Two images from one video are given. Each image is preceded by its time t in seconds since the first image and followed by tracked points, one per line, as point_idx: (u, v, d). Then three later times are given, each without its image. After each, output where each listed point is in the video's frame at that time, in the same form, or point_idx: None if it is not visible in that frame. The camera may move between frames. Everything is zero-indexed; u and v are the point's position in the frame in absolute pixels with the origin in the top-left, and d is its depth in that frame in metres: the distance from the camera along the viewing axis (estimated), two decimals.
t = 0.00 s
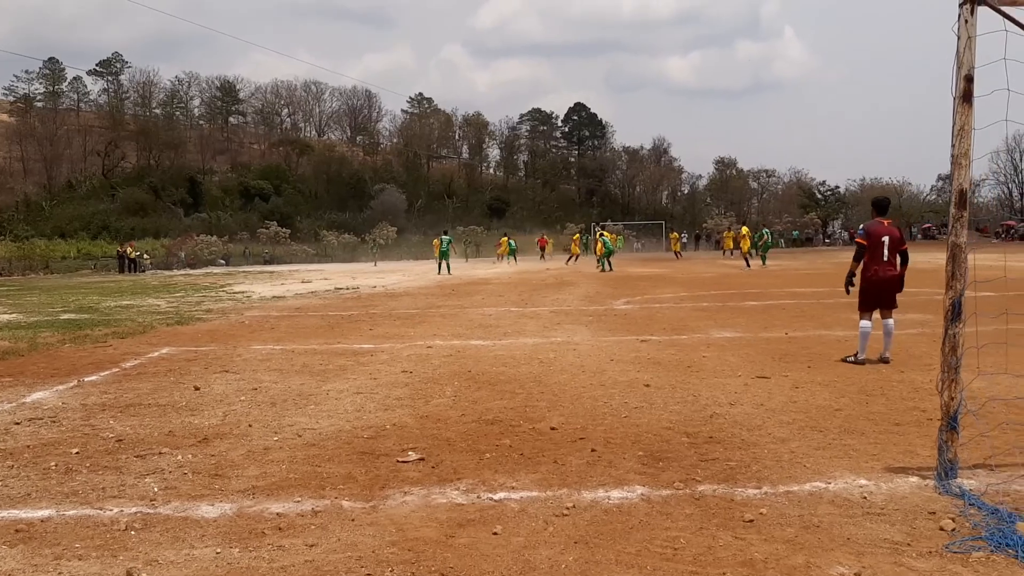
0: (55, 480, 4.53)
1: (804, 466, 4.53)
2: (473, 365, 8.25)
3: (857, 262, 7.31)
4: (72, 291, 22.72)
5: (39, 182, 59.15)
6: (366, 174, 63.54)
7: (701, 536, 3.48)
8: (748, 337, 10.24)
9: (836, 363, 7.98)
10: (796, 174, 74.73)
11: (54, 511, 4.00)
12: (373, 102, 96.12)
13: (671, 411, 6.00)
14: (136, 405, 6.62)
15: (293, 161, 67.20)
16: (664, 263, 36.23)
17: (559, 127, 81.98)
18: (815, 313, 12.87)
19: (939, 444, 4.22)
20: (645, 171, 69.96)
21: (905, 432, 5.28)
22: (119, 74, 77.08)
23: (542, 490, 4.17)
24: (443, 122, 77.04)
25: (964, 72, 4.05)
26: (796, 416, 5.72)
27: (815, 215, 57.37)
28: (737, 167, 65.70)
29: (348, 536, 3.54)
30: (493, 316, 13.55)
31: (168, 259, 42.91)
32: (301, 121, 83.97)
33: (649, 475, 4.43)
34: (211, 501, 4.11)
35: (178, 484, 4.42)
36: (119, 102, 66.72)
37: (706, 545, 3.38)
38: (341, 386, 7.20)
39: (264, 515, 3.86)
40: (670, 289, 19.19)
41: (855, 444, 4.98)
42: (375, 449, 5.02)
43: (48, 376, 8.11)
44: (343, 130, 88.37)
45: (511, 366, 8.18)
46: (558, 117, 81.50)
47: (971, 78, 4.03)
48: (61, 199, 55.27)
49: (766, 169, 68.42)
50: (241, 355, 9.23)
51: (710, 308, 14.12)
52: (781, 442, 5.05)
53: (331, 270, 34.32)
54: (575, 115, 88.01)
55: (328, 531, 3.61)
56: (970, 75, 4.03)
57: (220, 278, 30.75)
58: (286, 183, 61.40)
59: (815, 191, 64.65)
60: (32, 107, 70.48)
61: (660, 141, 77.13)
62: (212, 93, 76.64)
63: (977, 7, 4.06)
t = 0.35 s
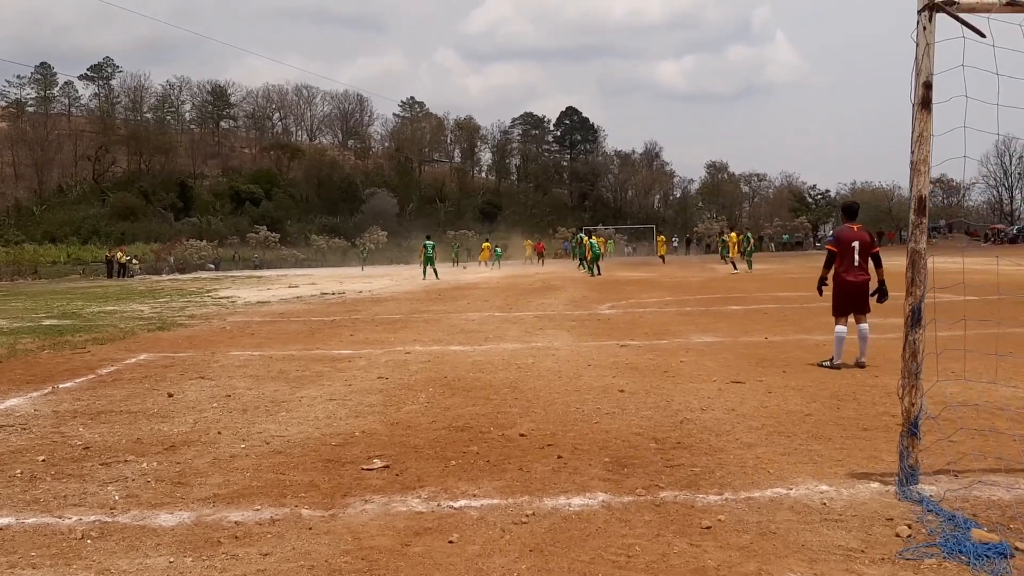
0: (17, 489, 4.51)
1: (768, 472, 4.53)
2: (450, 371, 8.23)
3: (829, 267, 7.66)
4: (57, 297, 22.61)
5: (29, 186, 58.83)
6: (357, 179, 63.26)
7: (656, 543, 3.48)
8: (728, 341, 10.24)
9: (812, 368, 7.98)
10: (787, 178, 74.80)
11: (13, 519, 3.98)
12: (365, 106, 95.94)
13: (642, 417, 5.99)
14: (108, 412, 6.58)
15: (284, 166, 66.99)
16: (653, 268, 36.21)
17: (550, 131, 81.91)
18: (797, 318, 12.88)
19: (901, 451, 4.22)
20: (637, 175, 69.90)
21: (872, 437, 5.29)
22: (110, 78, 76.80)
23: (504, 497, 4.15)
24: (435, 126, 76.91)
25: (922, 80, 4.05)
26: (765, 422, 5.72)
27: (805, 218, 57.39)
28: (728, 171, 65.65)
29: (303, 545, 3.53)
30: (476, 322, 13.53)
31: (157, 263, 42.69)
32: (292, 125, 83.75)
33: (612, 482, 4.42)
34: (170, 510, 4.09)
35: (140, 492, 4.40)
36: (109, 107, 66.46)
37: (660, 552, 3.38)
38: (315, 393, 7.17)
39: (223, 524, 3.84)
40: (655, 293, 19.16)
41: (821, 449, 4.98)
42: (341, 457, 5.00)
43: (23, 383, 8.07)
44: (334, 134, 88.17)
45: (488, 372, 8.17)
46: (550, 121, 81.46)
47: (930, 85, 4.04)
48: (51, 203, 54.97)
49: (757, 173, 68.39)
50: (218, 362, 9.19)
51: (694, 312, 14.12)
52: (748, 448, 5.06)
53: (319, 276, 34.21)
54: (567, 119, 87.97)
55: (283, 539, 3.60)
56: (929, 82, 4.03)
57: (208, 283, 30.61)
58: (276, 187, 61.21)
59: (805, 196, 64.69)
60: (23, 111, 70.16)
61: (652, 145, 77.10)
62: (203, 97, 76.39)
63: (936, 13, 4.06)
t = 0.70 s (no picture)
0: None
1: (732, 473, 4.58)
2: (430, 373, 8.27)
3: (806, 269, 7.74)
4: (47, 300, 22.59)
5: (23, 189, 58.72)
6: (351, 182, 63.15)
7: (614, 543, 3.53)
8: (710, 343, 10.31)
9: (791, 369, 8.04)
10: (781, 180, 74.81)
11: None
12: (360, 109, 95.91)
13: (615, 418, 6.04)
14: (87, 414, 6.61)
15: (278, 168, 67.00)
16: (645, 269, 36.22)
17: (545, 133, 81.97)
18: (781, 319, 12.96)
19: (863, 452, 4.27)
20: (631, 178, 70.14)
21: (841, 438, 5.33)
22: (104, 81, 76.73)
23: (470, 498, 4.19)
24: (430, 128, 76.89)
25: (882, 85, 4.10)
26: (736, 423, 5.79)
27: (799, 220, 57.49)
28: (722, 174, 65.79)
29: (264, 546, 3.58)
30: (462, 324, 13.56)
31: (150, 266, 42.61)
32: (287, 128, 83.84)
33: (579, 483, 4.47)
34: (137, 511, 4.12)
35: (110, 493, 4.44)
36: (104, 109, 66.40)
37: (617, 552, 3.42)
38: (295, 395, 7.20)
39: (188, 526, 3.87)
40: (643, 295, 19.23)
41: (789, 451, 5.03)
42: (312, 459, 5.02)
43: (5, 385, 8.10)
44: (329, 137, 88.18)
45: (469, 374, 8.21)
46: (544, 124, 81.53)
47: (889, 90, 4.10)
48: (45, 206, 54.92)
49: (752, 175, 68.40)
50: (201, 364, 9.24)
51: (680, 314, 14.20)
52: (716, 449, 5.10)
53: (311, 278, 34.20)
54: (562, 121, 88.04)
55: (246, 540, 3.64)
56: (888, 88, 4.09)
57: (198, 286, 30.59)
58: (270, 190, 61.12)
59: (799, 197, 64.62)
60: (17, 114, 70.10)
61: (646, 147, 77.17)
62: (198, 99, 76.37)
63: (894, 19, 4.11)
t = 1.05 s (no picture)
0: None
1: (697, 472, 4.64)
2: (410, 373, 8.32)
3: (783, 270, 7.75)
4: (36, 301, 22.57)
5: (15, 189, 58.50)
6: (344, 182, 63.13)
7: (572, 540, 3.57)
8: (691, 343, 10.39)
9: (768, 369, 8.09)
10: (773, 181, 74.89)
11: None
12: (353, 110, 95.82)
13: (588, 418, 6.09)
14: (66, 414, 6.64)
15: (271, 168, 66.89)
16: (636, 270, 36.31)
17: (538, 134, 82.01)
18: (764, 319, 13.04)
19: (824, 449, 4.32)
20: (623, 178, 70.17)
21: (808, 437, 5.40)
22: (97, 82, 76.54)
23: (436, 497, 4.23)
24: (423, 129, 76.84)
25: (839, 89, 4.17)
26: (707, 422, 5.85)
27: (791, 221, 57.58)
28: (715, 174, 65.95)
29: (227, 545, 3.62)
30: (448, 324, 13.63)
31: (141, 266, 42.52)
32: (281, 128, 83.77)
33: (545, 482, 4.51)
34: (105, 511, 4.16)
35: (79, 493, 4.48)
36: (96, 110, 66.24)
37: (574, 549, 3.47)
38: (273, 396, 7.24)
39: (155, 524, 3.92)
40: (630, 295, 19.30)
41: (755, 449, 5.10)
42: (283, 459, 5.05)
43: None
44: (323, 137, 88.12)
45: (448, 374, 8.27)
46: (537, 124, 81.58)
47: (847, 94, 4.16)
48: (38, 207, 54.76)
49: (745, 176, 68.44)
50: (184, 364, 9.29)
51: (665, 314, 14.30)
52: (685, 448, 5.17)
53: (302, 278, 34.19)
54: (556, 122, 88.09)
55: (211, 539, 3.69)
56: (846, 91, 4.15)
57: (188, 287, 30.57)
58: (264, 190, 60.95)
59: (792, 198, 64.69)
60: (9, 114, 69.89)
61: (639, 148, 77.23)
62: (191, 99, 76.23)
63: (852, 24, 4.18)
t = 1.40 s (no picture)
0: None
1: (669, 470, 4.65)
2: (393, 373, 8.31)
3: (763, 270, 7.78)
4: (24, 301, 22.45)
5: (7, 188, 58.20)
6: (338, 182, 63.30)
7: (538, 538, 3.57)
8: (675, 342, 10.40)
9: (750, 368, 8.08)
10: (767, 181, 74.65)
11: None
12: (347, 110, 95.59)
13: (566, 417, 6.10)
14: (43, 415, 6.62)
15: (265, 168, 66.70)
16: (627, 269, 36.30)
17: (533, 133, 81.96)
18: (750, 318, 13.05)
19: (795, 446, 4.33)
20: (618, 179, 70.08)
21: (783, 435, 5.41)
22: (90, 82, 76.19)
23: (406, 495, 4.23)
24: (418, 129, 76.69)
25: (809, 87, 4.17)
26: (684, 420, 5.88)
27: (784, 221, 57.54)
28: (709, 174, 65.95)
29: (192, 542, 3.62)
30: (435, 324, 13.60)
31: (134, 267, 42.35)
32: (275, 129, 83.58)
33: (517, 480, 4.52)
34: (75, 509, 4.16)
35: (51, 491, 4.48)
36: (89, 109, 65.98)
37: (539, 545, 3.48)
38: (254, 395, 7.24)
39: (123, 523, 3.92)
40: (618, 295, 19.28)
41: (728, 447, 5.11)
42: (258, 459, 5.04)
43: None
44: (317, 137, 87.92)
45: (430, 374, 8.25)
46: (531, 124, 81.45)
47: (816, 92, 4.16)
48: (30, 207, 54.48)
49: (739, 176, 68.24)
50: (167, 364, 9.25)
51: (653, 314, 14.33)
52: (659, 446, 5.19)
53: (294, 278, 34.06)
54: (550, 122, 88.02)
55: (177, 536, 3.69)
56: (815, 90, 4.16)
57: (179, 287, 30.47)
58: (258, 190, 60.65)
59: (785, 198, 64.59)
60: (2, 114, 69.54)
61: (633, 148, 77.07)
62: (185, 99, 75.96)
63: (820, 23, 4.20)
